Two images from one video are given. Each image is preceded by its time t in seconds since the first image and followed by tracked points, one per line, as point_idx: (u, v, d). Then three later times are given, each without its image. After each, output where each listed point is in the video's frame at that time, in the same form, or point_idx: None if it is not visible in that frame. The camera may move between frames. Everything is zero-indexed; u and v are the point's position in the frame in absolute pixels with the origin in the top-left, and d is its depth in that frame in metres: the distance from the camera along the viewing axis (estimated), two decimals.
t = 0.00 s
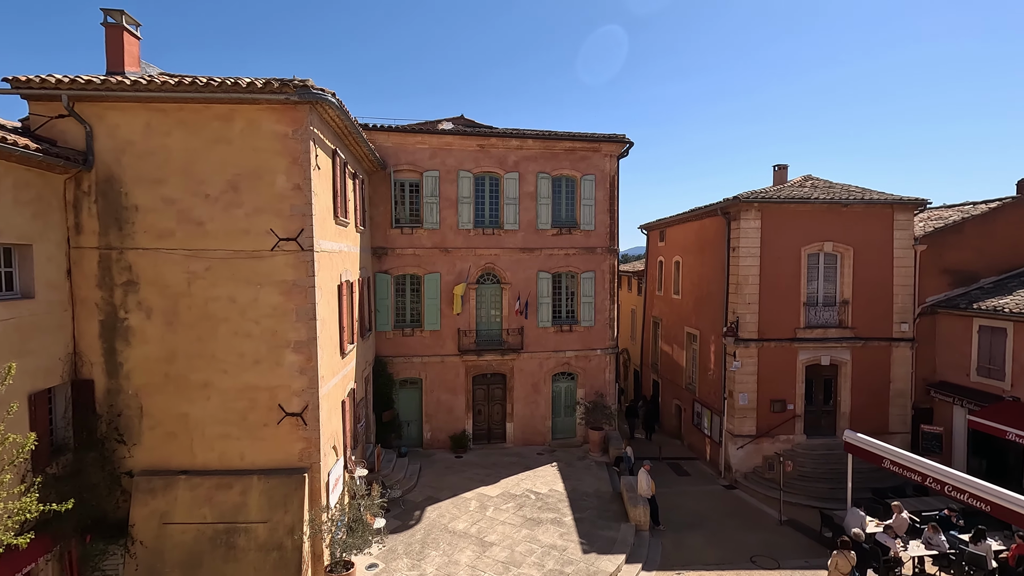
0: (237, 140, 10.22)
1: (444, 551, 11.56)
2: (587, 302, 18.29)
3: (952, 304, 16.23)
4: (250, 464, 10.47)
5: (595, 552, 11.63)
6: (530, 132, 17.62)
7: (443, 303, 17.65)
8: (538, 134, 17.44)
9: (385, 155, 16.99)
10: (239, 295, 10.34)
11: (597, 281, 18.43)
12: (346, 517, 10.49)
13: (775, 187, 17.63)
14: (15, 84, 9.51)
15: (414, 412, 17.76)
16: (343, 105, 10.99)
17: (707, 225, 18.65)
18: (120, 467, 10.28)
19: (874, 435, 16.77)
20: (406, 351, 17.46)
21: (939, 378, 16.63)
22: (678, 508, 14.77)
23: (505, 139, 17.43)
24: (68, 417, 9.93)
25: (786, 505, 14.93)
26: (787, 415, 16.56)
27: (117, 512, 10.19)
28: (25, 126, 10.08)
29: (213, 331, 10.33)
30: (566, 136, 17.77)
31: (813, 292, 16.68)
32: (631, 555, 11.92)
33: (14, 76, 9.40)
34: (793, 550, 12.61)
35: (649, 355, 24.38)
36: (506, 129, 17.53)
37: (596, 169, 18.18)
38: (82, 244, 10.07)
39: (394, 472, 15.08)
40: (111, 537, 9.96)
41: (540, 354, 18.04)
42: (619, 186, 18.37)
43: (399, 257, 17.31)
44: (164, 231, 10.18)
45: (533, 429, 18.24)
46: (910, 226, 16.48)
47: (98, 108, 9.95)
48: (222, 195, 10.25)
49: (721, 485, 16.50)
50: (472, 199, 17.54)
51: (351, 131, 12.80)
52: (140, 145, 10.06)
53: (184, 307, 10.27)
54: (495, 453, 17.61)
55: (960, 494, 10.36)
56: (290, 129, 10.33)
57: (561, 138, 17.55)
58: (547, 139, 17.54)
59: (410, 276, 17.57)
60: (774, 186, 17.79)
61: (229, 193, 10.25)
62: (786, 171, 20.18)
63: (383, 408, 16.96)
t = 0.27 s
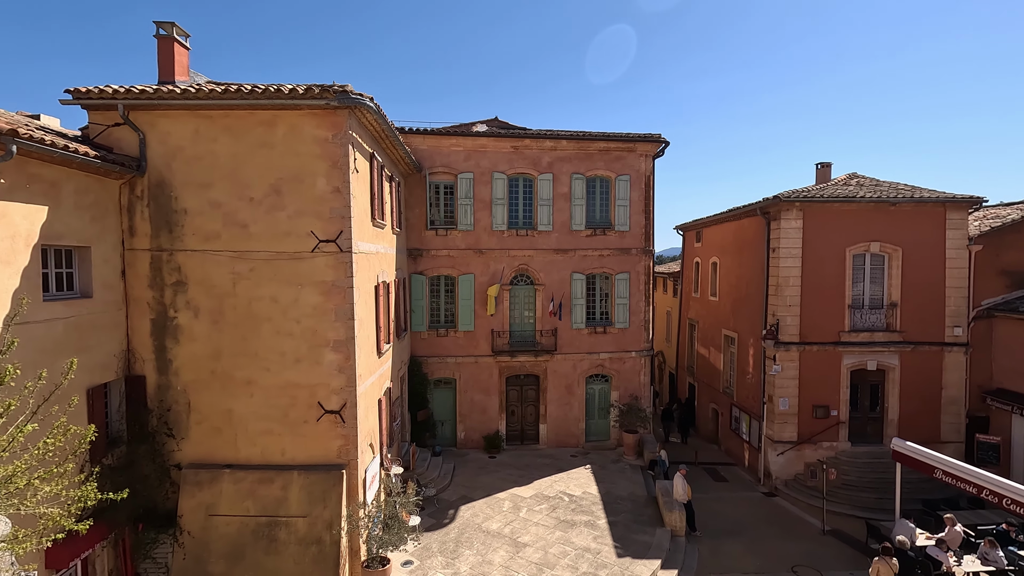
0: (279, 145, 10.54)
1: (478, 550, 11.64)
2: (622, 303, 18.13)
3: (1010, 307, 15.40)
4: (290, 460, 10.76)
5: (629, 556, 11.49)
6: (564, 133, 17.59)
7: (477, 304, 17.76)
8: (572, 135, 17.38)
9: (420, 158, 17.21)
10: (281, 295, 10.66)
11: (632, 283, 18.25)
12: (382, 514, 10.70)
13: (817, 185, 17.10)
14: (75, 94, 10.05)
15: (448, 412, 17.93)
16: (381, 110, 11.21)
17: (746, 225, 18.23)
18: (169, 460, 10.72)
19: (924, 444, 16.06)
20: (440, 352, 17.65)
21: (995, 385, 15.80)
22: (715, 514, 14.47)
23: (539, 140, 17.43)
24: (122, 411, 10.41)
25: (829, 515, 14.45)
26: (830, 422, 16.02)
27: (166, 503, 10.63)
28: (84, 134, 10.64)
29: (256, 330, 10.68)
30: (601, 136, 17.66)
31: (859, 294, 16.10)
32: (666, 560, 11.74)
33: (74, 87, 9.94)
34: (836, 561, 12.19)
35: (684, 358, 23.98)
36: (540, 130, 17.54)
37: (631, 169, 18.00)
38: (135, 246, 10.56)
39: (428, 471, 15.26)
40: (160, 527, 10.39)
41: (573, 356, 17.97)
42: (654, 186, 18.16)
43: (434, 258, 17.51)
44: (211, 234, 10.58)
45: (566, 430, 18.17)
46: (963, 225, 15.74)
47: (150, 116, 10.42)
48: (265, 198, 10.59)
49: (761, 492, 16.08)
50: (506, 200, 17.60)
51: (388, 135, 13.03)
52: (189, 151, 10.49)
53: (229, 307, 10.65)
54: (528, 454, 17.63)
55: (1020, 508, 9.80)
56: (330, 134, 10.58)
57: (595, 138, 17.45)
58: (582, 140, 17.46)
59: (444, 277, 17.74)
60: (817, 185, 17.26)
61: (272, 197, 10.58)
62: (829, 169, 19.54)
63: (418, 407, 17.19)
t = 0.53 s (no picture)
0: (318, 149, 10.81)
1: (511, 550, 11.68)
2: (656, 304, 17.91)
3: None
4: (328, 456, 11.02)
5: (664, 561, 11.33)
6: (598, 132, 17.48)
7: (510, 304, 17.80)
8: (606, 135, 17.26)
9: (454, 160, 17.37)
10: (319, 295, 10.93)
11: (667, 284, 18.00)
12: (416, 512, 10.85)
13: (862, 183, 16.51)
14: (129, 103, 10.54)
15: (481, 411, 18.02)
16: (417, 112, 11.38)
17: (786, 225, 17.74)
18: (214, 454, 11.12)
19: (978, 453, 15.31)
20: (473, 352, 17.77)
21: None
22: (753, 520, 14.13)
23: (573, 140, 17.37)
24: (171, 406, 10.86)
25: (874, 525, 13.92)
26: (876, 428, 15.43)
27: (211, 495, 11.03)
28: (136, 141, 11.14)
29: (296, 329, 10.98)
30: (635, 135, 17.48)
31: (907, 296, 15.47)
32: (703, 566, 11.52)
33: (128, 96, 10.42)
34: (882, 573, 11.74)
35: (721, 360, 23.50)
36: (574, 130, 17.47)
37: (666, 168, 17.76)
38: (183, 248, 10.99)
39: (462, 470, 15.38)
40: (206, 518, 10.79)
41: (607, 357, 17.84)
42: (690, 185, 17.87)
43: (467, 259, 17.63)
44: (254, 235, 10.93)
45: (599, 432, 18.04)
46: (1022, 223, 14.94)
47: (198, 122, 10.83)
48: (305, 201, 10.88)
49: (801, 499, 15.61)
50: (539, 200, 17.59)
51: (423, 137, 13.20)
52: (233, 155, 10.86)
53: (271, 306, 10.98)
54: (561, 455, 17.58)
55: None
56: (367, 137, 10.79)
57: (630, 137, 17.28)
58: (616, 139, 17.32)
59: (478, 277, 17.84)
60: (862, 182, 16.66)
61: (311, 199, 10.86)
62: (875, 166, 18.84)
63: (452, 406, 17.34)
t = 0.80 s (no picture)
0: (354, 151, 11.03)
1: (542, 551, 11.66)
2: (690, 305, 17.62)
3: None
4: (363, 453, 11.23)
5: (698, 566, 11.13)
6: (630, 131, 17.31)
7: (542, 305, 17.78)
8: (639, 134, 17.07)
9: (486, 161, 17.45)
10: (355, 295, 11.14)
11: (702, 284, 17.70)
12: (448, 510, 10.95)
13: (909, 180, 15.88)
14: (175, 110, 10.97)
15: (512, 412, 18.06)
16: (450, 114, 11.49)
17: (826, 224, 17.22)
18: (254, 448, 11.46)
19: None
20: (505, 352, 17.81)
21: None
22: (792, 528, 13.73)
23: (605, 139, 17.24)
24: (213, 401, 11.24)
25: (922, 536, 13.35)
26: (923, 435, 14.81)
27: (251, 488, 11.37)
28: (182, 146, 11.58)
29: (332, 328, 11.22)
30: (669, 134, 17.23)
31: (957, 298, 14.81)
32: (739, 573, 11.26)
33: (175, 104, 10.85)
34: None
35: (757, 363, 22.96)
36: (606, 130, 17.33)
37: (701, 167, 17.47)
38: (226, 249, 11.37)
39: (493, 470, 15.45)
40: (247, 511, 11.12)
41: (640, 359, 17.65)
42: (725, 184, 17.53)
43: (499, 259, 17.68)
44: (292, 237, 11.22)
45: (632, 434, 17.85)
46: None
47: (240, 128, 11.19)
48: (341, 202, 11.12)
49: (843, 507, 15.10)
50: (571, 201, 17.52)
51: (456, 139, 13.32)
52: (273, 159, 11.18)
53: (308, 306, 11.26)
54: (592, 457, 17.47)
55: None
56: (402, 140, 10.95)
57: (663, 136, 17.05)
58: (649, 138, 17.11)
59: (509, 278, 17.88)
60: (908, 179, 16.03)
61: (347, 201, 11.09)
62: (922, 163, 18.10)
63: (483, 406, 17.43)
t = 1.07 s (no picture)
0: (387, 154, 11.21)
1: (573, 552, 11.62)
2: (724, 306, 17.29)
3: None
4: (396, 450, 11.40)
5: (733, 573, 10.91)
6: (663, 130, 17.08)
7: (572, 306, 17.70)
8: (671, 133, 16.84)
9: (517, 161, 17.48)
10: (388, 295, 11.32)
11: (736, 285, 17.35)
12: (479, 509, 11.02)
13: (957, 176, 15.22)
14: (217, 116, 11.36)
15: (543, 412, 18.03)
16: (481, 116, 11.56)
17: (868, 223, 16.65)
18: (291, 444, 11.75)
19: None
20: (535, 352, 17.80)
21: None
22: (831, 536, 13.31)
23: (637, 138, 17.06)
24: (252, 398, 11.58)
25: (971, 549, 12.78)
26: (973, 443, 14.16)
27: (288, 483, 11.65)
28: (224, 151, 11.98)
29: (366, 327, 11.43)
30: (702, 132, 16.94)
31: (1009, 299, 14.13)
32: None
33: (217, 110, 11.23)
34: None
35: (794, 366, 22.36)
36: (638, 129, 17.15)
37: (736, 166, 17.13)
38: (264, 250, 11.71)
39: (523, 470, 15.47)
40: (283, 505, 11.43)
41: (672, 360, 17.40)
42: (761, 183, 17.14)
43: (529, 260, 17.68)
44: (327, 238, 11.48)
45: (664, 437, 17.61)
46: None
47: (278, 132, 11.50)
48: (375, 204, 11.31)
49: (885, 516, 14.57)
50: (602, 201, 17.40)
51: (487, 140, 13.40)
52: (309, 162, 11.46)
53: (343, 306, 11.49)
54: (623, 459, 17.31)
55: None
56: (434, 142, 11.07)
57: (697, 134, 16.77)
58: (682, 137, 16.85)
59: (540, 278, 17.86)
60: (957, 176, 15.37)
61: (381, 203, 11.28)
62: (972, 159, 17.33)
63: (513, 406, 17.46)
